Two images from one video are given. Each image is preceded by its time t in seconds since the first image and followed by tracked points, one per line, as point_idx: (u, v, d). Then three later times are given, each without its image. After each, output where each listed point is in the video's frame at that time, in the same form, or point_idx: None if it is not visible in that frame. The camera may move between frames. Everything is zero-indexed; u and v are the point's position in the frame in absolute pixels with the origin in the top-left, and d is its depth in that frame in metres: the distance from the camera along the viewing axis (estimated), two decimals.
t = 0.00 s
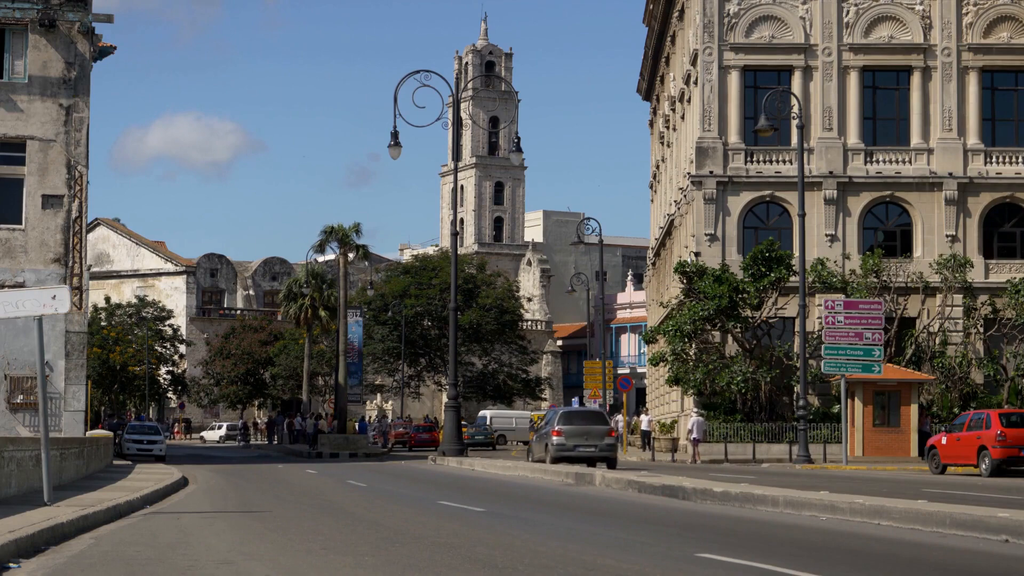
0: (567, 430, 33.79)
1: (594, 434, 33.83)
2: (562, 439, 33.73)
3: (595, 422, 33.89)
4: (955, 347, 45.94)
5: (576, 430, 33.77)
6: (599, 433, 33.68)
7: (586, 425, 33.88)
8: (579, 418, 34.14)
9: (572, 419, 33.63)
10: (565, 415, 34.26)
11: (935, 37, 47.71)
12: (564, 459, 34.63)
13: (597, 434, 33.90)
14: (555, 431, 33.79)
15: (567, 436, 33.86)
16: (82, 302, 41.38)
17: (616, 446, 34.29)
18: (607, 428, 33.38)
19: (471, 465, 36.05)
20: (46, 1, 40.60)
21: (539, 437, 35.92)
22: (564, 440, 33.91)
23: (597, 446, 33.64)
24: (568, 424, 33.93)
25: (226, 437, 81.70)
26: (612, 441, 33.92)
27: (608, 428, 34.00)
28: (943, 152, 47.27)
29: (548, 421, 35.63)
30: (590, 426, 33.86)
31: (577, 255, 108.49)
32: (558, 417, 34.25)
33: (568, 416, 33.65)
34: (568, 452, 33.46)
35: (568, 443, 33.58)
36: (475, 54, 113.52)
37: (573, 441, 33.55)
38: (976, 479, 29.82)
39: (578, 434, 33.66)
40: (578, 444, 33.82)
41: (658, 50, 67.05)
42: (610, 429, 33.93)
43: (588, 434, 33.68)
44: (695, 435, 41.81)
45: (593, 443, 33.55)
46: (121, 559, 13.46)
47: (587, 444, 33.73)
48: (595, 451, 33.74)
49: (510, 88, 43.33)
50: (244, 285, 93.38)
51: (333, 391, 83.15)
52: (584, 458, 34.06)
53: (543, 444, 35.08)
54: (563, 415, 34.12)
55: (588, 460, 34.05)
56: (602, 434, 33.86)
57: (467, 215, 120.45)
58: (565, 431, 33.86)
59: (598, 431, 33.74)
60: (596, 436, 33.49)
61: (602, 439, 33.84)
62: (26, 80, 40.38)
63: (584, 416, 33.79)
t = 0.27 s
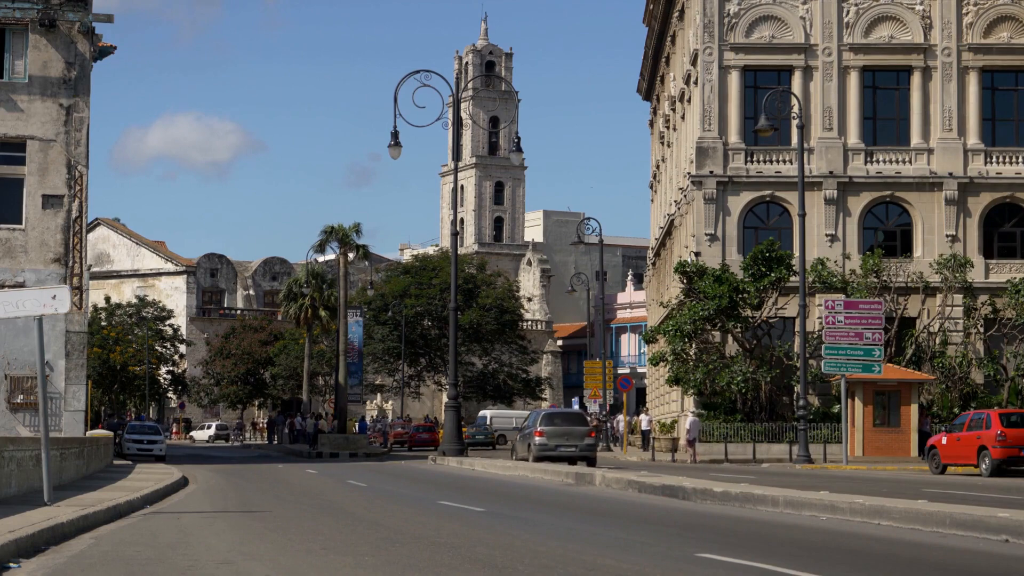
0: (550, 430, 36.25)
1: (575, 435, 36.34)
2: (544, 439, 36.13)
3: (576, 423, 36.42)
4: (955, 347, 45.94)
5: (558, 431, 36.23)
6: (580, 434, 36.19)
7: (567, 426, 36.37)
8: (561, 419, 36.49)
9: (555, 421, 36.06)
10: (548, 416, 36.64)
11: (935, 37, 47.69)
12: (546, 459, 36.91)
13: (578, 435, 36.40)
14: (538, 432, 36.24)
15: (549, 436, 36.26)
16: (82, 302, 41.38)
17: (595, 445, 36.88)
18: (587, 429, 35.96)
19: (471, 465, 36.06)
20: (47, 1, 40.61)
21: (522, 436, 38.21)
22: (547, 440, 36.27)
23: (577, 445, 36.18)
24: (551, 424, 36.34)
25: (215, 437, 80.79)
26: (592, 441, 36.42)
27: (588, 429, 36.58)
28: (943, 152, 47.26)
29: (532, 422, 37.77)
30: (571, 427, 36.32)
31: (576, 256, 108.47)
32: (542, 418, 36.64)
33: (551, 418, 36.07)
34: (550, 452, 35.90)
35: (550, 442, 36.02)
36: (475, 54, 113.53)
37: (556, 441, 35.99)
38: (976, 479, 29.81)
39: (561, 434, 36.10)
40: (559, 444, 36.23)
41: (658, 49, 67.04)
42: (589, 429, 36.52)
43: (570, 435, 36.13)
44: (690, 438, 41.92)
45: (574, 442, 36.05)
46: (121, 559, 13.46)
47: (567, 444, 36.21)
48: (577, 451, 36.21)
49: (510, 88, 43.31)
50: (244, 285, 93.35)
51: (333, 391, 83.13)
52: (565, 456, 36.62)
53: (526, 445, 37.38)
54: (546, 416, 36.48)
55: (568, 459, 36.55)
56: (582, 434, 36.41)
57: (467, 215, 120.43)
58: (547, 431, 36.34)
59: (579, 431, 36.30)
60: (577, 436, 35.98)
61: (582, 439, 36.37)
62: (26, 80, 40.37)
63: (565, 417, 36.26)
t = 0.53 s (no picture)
0: (532, 430, 36.66)
1: (558, 434, 36.69)
2: (527, 439, 36.55)
3: (559, 423, 36.76)
4: (955, 347, 45.95)
5: (541, 430, 36.60)
6: (562, 433, 36.56)
7: (550, 425, 36.71)
8: (543, 418, 36.85)
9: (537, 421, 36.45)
10: (531, 416, 37.01)
11: (935, 37, 47.70)
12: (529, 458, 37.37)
13: (560, 434, 36.75)
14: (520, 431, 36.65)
15: (533, 436, 36.63)
16: (82, 302, 41.37)
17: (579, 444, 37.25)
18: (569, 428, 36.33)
19: (471, 464, 36.07)
20: (47, 1, 40.61)
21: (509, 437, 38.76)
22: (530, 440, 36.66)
23: (560, 445, 36.54)
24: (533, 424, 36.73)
25: (203, 437, 80.57)
26: (574, 440, 36.80)
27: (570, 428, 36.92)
28: (943, 152, 47.27)
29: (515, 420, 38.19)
30: (554, 426, 36.67)
31: (576, 256, 108.49)
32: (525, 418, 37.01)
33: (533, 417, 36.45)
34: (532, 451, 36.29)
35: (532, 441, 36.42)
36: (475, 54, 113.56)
37: (538, 442, 36.38)
38: (977, 479, 29.82)
39: (543, 434, 36.47)
40: (542, 444, 36.62)
41: (658, 50, 67.06)
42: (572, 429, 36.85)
43: (552, 435, 36.48)
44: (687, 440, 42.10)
45: (555, 443, 36.40)
46: (121, 558, 13.46)
47: (550, 444, 36.58)
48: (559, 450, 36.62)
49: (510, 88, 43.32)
50: (244, 285, 93.39)
51: (334, 391, 83.16)
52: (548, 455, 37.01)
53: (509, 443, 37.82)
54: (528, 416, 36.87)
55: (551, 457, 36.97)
56: (565, 434, 36.77)
57: (467, 215, 120.45)
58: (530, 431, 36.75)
59: (561, 431, 36.62)
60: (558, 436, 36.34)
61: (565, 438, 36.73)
62: (26, 80, 40.38)
63: (548, 417, 36.62)
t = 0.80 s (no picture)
0: (518, 431, 40.00)
1: (541, 434, 40.14)
2: (513, 439, 39.88)
3: (542, 424, 40.16)
4: (955, 347, 45.95)
5: (525, 431, 40.07)
6: (544, 434, 39.99)
7: (534, 427, 40.18)
8: (528, 420, 40.30)
9: (523, 422, 39.78)
10: (516, 418, 40.45)
11: (935, 37, 47.70)
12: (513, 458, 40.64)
13: (543, 434, 40.18)
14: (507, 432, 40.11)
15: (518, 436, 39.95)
16: (81, 302, 41.38)
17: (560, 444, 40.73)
18: (551, 429, 39.79)
19: (471, 465, 36.09)
20: (47, 1, 40.61)
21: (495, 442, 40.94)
22: (516, 439, 39.95)
23: (543, 444, 39.89)
24: (519, 425, 40.12)
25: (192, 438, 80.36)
26: (556, 441, 40.24)
27: (553, 429, 40.37)
28: (943, 152, 47.27)
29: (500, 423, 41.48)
30: (537, 427, 40.12)
31: (576, 256, 108.49)
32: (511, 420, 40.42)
33: (519, 419, 39.85)
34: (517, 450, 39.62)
35: (518, 442, 39.82)
36: (475, 54, 113.54)
37: (523, 441, 39.70)
38: (977, 479, 29.81)
39: (528, 434, 39.88)
40: (526, 443, 39.94)
41: (658, 50, 67.03)
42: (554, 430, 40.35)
43: (535, 435, 39.92)
44: (683, 442, 41.77)
45: (539, 442, 39.80)
46: (121, 559, 13.46)
47: (534, 443, 39.99)
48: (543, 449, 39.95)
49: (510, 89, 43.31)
50: (244, 285, 93.40)
51: (334, 391, 83.15)
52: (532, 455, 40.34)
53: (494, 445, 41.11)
54: (514, 418, 40.26)
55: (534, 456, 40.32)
56: (547, 434, 40.22)
57: (467, 215, 120.44)
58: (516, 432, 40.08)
59: (544, 431, 40.08)
60: (542, 436, 39.75)
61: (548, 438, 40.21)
62: (26, 80, 40.39)
63: (532, 419, 40.08)
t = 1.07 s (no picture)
0: (504, 431, 41.52)
1: (526, 434, 41.64)
2: (499, 438, 41.35)
3: (526, 424, 41.72)
4: (955, 347, 45.95)
5: (510, 431, 41.58)
6: (529, 434, 41.52)
7: (519, 427, 41.68)
8: (513, 421, 41.79)
9: (508, 422, 41.30)
10: (501, 419, 41.91)
11: (935, 37, 47.70)
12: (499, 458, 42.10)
13: (527, 434, 41.68)
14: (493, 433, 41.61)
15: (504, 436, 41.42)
16: (82, 302, 41.38)
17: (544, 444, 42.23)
18: (536, 428, 41.35)
19: (470, 464, 36.09)
20: (46, 1, 40.59)
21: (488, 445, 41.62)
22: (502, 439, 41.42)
23: (528, 443, 41.40)
24: (504, 425, 41.60)
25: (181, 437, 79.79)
26: (540, 440, 41.73)
27: (537, 430, 41.89)
28: (943, 152, 47.27)
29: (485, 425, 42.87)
30: (522, 428, 41.65)
31: (576, 256, 108.48)
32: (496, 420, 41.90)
33: (505, 420, 41.35)
34: (503, 450, 41.05)
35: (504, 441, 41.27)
36: (475, 54, 113.54)
37: (509, 440, 41.19)
38: (976, 479, 29.81)
39: (514, 434, 41.37)
40: (512, 443, 41.40)
41: (658, 50, 67.02)
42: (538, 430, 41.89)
43: (521, 434, 41.44)
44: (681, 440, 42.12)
45: (525, 441, 41.31)
46: (121, 559, 13.47)
47: (519, 443, 41.44)
48: (528, 448, 41.45)
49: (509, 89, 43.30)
50: (244, 285, 93.40)
51: (334, 391, 83.12)
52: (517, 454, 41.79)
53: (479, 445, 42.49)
54: (499, 418, 41.75)
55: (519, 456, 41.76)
56: (532, 434, 41.73)
57: (467, 215, 120.44)
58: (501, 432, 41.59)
59: (529, 431, 41.62)
60: (527, 435, 41.25)
61: (532, 438, 41.75)
62: (26, 80, 40.40)
63: (517, 419, 41.58)
